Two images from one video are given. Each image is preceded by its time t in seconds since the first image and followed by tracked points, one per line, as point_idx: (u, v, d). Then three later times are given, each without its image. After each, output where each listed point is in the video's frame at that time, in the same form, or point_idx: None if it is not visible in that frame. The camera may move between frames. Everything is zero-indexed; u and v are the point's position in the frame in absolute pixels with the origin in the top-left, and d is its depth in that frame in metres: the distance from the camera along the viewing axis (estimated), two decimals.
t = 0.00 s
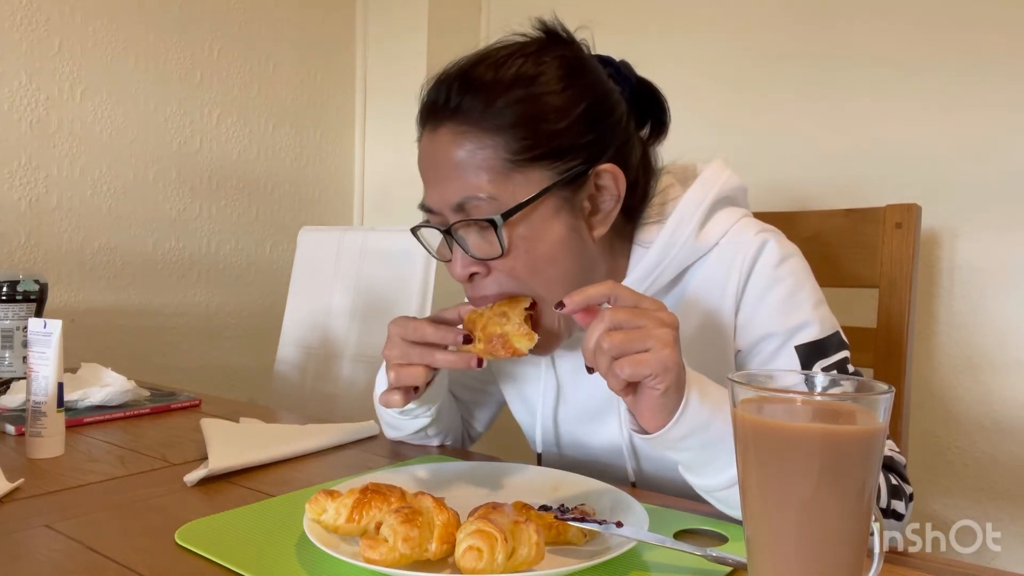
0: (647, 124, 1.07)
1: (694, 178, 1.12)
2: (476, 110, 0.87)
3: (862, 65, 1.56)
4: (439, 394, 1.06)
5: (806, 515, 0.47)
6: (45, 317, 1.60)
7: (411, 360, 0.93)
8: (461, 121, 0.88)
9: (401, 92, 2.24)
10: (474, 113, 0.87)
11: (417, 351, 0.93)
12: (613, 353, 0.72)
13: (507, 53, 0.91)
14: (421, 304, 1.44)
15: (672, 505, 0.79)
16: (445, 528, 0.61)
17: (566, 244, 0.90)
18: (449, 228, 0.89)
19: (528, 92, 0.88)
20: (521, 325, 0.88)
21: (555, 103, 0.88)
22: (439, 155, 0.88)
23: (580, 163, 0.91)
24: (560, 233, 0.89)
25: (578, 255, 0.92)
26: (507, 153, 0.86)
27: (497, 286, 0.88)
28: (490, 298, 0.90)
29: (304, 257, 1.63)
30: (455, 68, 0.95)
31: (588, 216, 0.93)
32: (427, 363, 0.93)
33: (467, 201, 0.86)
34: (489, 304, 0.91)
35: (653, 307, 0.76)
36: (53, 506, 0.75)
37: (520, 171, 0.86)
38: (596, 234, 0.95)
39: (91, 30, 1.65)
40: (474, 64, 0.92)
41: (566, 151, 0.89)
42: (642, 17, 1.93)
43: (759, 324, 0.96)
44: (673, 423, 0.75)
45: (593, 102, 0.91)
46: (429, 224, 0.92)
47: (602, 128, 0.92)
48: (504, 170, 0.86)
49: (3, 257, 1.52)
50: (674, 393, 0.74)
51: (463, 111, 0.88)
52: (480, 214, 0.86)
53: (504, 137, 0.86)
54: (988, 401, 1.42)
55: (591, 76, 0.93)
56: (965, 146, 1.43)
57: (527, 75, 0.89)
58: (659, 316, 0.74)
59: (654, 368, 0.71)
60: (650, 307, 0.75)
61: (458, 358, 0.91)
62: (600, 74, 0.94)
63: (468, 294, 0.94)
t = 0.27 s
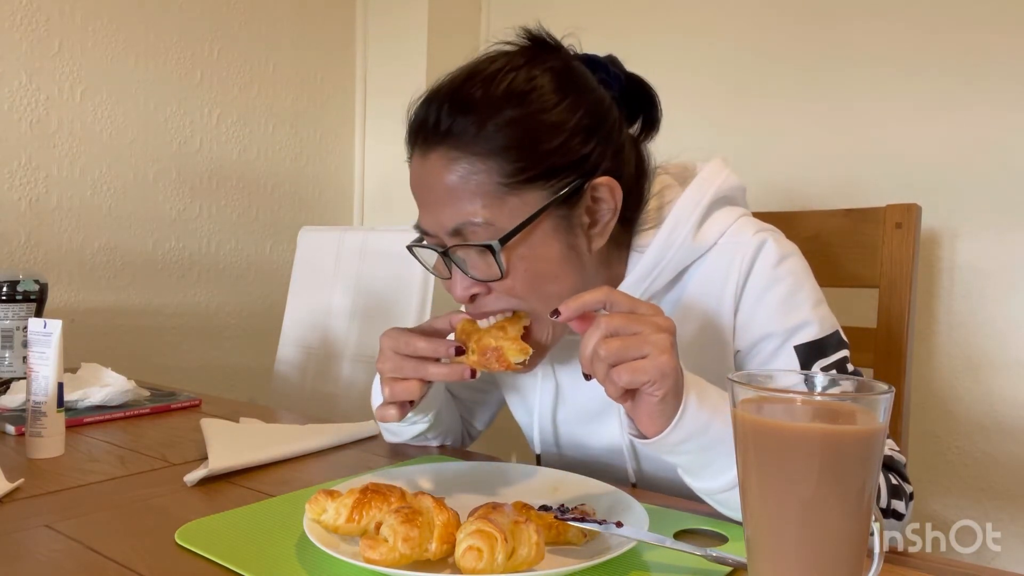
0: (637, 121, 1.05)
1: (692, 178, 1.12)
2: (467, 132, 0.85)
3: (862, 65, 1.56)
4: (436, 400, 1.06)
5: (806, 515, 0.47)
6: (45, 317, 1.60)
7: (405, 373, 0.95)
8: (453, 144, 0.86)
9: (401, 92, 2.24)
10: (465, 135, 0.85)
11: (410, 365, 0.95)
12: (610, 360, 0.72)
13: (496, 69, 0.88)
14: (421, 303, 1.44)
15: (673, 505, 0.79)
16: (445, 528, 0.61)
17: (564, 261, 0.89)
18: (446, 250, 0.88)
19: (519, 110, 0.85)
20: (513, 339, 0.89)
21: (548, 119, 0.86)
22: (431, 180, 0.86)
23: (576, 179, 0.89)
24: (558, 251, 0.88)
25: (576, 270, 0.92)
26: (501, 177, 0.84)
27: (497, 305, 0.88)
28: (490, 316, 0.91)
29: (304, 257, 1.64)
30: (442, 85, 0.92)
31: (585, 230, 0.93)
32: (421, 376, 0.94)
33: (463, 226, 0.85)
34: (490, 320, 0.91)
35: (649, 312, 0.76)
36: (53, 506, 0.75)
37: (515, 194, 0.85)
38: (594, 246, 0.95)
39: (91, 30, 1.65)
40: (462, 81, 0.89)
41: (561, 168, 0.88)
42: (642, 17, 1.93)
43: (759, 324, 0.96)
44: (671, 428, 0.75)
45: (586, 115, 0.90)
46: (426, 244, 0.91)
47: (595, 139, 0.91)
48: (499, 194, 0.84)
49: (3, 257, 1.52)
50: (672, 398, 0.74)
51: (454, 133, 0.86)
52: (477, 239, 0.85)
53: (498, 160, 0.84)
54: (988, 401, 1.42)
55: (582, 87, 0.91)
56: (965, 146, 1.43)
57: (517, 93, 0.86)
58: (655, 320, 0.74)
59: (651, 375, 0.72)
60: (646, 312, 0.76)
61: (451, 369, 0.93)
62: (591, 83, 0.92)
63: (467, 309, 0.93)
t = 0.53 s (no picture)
0: (637, 119, 1.04)
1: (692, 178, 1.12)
2: (467, 139, 0.85)
3: (862, 65, 1.56)
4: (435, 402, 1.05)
5: (806, 514, 0.47)
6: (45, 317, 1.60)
7: (404, 374, 0.95)
8: (454, 151, 0.85)
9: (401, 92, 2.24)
10: (466, 142, 0.85)
11: (411, 366, 0.95)
12: (610, 362, 0.72)
13: (495, 74, 0.88)
14: (421, 303, 1.44)
15: (673, 505, 0.79)
16: (445, 528, 0.61)
17: (566, 266, 0.89)
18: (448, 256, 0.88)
19: (520, 116, 0.85)
20: (514, 337, 0.89)
21: (549, 124, 0.86)
22: (433, 187, 0.86)
23: (577, 184, 0.89)
24: (561, 255, 0.88)
25: (578, 274, 0.92)
26: (503, 183, 0.84)
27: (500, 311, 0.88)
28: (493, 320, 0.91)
29: (304, 257, 1.64)
30: (441, 90, 0.92)
31: (588, 233, 0.93)
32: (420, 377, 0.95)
33: (465, 233, 0.84)
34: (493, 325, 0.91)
35: (649, 313, 0.76)
36: (53, 506, 0.75)
37: (517, 200, 0.85)
38: (597, 249, 0.95)
39: (91, 30, 1.65)
40: (462, 86, 0.89)
41: (562, 173, 0.88)
42: (642, 16, 1.93)
43: (758, 324, 0.96)
44: (671, 429, 0.75)
45: (587, 118, 0.90)
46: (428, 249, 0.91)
47: (596, 142, 0.91)
48: (501, 200, 0.84)
49: (3, 257, 1.52)
50: (672, 399, 0.74)
51: (455, 140, 0.86)
52: (480, 245, 0.85)
53: (499, 167, 0.84)
54: (988, 401, 1.42)
55: (581, 90, 0.90)
56: (965, 146, 1.43)
57: (518, 98, 0.86)
58: (655, 322, 0.74)
59: (652, 378, 0.72)
60: (646, 313, 0.76)
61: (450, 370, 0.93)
62: (591, 85, 0.92)
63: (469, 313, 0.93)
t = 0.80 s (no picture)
0: (637, 117, 1.04)
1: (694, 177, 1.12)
2: (470, 140, 0.85)
3: (862, 65, 1.56)
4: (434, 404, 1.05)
5: (806, 514, 0.47)
6: (45, 317, 1.60)
7: (399, 378, 0.95)
8: (456, 152, 0.85)
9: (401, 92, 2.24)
10: (469, 143, 0.85)
11: (406, 370, 0.95)
12: (610, 363, 0.72)
13: (498, 74, 0.88)
14: (421, 302, 1.44)
15: (673, 505, 0.79)
16: (445, 527, 0.61)
17: (569, 266, 0.89)
18: (451, 256, 0.87)
19: (522, 116, 0.85)
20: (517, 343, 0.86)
21: (551, 124, 0.86)
22: (435, 188, 0.86)
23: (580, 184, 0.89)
24: (563, 256, 0.88)
25: (581, 275, 0.92)
26: (506, 184, 0.84)
27: (503, 311, 0.88)
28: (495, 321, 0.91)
29: (304, 257, 1.64)
30: (443, 90, 0.92)
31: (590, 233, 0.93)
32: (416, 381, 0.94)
33: (469, 233, 0.84)
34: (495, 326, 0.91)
35: (649, 313, 0.76)
36: (53, 506, 0.75)
37: (520, 201, 0.85)
38: (599, 248, 0.95)
39: (91, 30, 1.65)
40: (464, 87, 0.89)
41: (565, 173, 0.88)
42: (642, 16, 1.93)
43: (759, 324, 0.97)
44: (671, 430, 0.75)
45: (589, 119, 0.90)
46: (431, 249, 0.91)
47: (598, 141, 0.91)
48: (504, 201, 0.84)
49: (3, 257, 1.52)
50: (672, 400, 0.74)
51: (457, 141, 0.86)
52: (483, 246, 0.85)
53: (502, 167, 0.84)
54: (988, 401, 1.42)
55: (583, 90, 0.90)
56: (965, 146, 1.43)
57: (520, 98, 0.86)
58: (655, 323, 0.74)
59: (652, 379, 0.72)
60: (646, 314, 0.76)
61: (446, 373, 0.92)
62: (592, 85, 0.92)
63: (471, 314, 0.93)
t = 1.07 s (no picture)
0: (637, 115, 1.04)
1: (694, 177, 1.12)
2: (471, 141, 0.85)
3: (861, 65, 1.56)
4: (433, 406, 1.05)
5: (805, 514, 0.47)
6: (45, 317, 1.60)
7: (396, 381, 0.95)
8: (457, 153, 0.85)
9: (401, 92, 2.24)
10: (470, 143, 0.85)
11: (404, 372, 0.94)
12: (610, 365, 0.72)
13: (497, 74, 0.88)
14: (421, 301, 1.44)
15: (672, 505, 0.80)
16: (445, 528, 0.61)
17: (571, 266, 0.89)
18: (453, 257, 0.87)
19: (523, 117, 0.85)
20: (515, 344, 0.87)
21: (551, 124, 0.86)
22: (437, 189, 0.86)
23: (581, 183, 0.89)
24: (566, 256, 0.88)
25: (583, 275, 0.92)
26: (507, 185, 0.84)
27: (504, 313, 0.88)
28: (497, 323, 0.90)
29: (304, 257, 1.64)
30: (443, 92, 0.92)
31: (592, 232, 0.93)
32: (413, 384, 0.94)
33: (470, 235, 0.84)
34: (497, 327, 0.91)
35: (648, 315, 0.76)
36: (53, 506, 0.75)
37: (522, 200, 0.85)
38: (601, 247, 0.95)
39: (91, 30, 1.65)
40: (465, 87, 0.89)
41: (566, 173, 0.88)
42: (642, 16, 1.93)
43: (759, 322, 0.97)
44: (671, 432, 0.75)
45: (589, 118, 0.90)
46: (433, 250, 0.91)
47: (599, 140, 0.91)
48: (506, 202, 0.84)
49: (3, 258, 1.52)
50: (672, 402, 0.74)
51: (458, 142, 0.86)
52: (485, 247, 0.84)
53: (504, 168, 0.84)
54: (989, 401, 1.42)
55: (583, 89, 0.91)
56: (966, 146, 1.43)
57: (521, 99, 0.86)
58: (655, 325, 0.74)
59: (651, 380, 0.72)
60: (644, 316, 0.76)
61: (444, 376, 0.92)
62: (591, 84, 0.92)
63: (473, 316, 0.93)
